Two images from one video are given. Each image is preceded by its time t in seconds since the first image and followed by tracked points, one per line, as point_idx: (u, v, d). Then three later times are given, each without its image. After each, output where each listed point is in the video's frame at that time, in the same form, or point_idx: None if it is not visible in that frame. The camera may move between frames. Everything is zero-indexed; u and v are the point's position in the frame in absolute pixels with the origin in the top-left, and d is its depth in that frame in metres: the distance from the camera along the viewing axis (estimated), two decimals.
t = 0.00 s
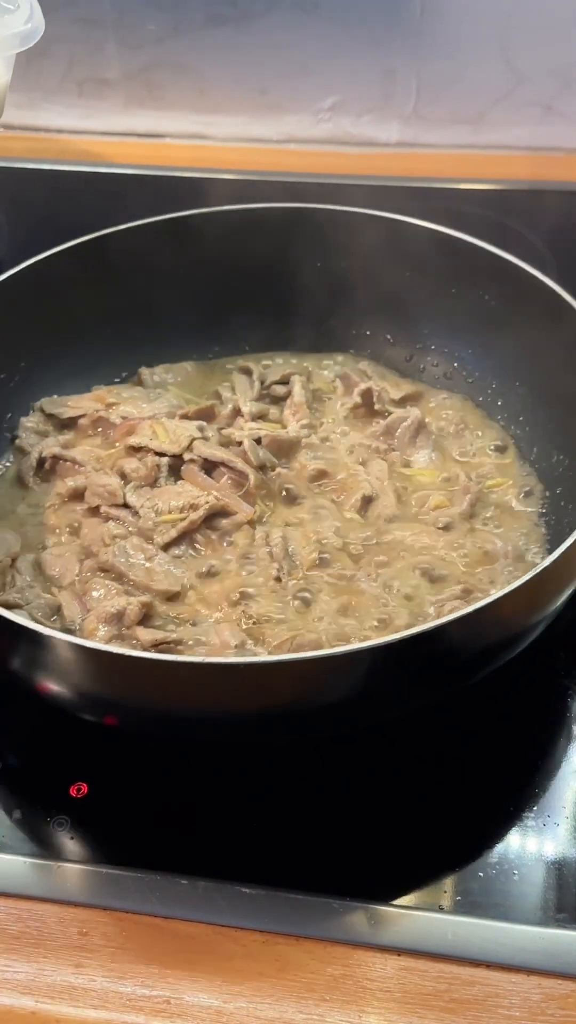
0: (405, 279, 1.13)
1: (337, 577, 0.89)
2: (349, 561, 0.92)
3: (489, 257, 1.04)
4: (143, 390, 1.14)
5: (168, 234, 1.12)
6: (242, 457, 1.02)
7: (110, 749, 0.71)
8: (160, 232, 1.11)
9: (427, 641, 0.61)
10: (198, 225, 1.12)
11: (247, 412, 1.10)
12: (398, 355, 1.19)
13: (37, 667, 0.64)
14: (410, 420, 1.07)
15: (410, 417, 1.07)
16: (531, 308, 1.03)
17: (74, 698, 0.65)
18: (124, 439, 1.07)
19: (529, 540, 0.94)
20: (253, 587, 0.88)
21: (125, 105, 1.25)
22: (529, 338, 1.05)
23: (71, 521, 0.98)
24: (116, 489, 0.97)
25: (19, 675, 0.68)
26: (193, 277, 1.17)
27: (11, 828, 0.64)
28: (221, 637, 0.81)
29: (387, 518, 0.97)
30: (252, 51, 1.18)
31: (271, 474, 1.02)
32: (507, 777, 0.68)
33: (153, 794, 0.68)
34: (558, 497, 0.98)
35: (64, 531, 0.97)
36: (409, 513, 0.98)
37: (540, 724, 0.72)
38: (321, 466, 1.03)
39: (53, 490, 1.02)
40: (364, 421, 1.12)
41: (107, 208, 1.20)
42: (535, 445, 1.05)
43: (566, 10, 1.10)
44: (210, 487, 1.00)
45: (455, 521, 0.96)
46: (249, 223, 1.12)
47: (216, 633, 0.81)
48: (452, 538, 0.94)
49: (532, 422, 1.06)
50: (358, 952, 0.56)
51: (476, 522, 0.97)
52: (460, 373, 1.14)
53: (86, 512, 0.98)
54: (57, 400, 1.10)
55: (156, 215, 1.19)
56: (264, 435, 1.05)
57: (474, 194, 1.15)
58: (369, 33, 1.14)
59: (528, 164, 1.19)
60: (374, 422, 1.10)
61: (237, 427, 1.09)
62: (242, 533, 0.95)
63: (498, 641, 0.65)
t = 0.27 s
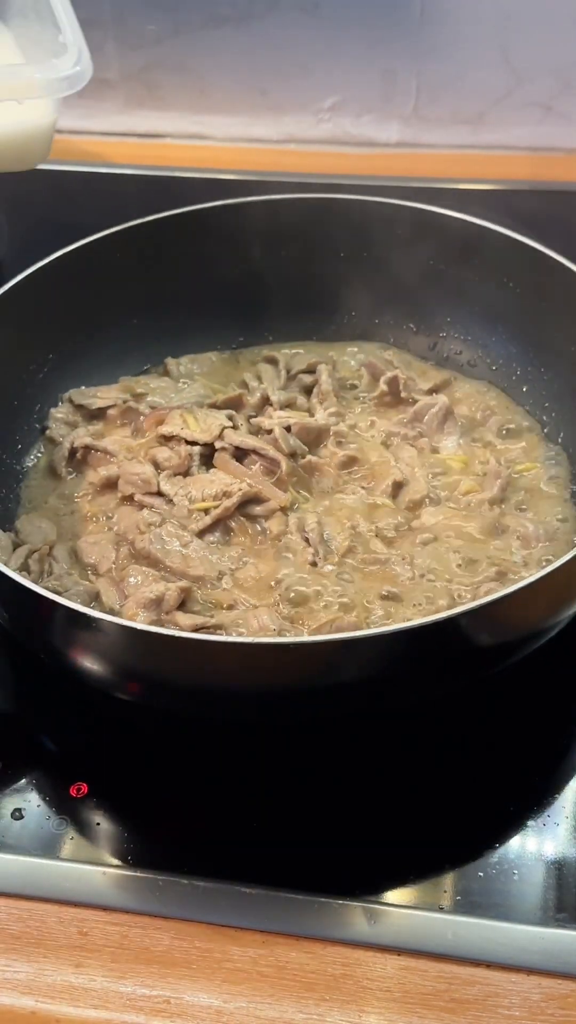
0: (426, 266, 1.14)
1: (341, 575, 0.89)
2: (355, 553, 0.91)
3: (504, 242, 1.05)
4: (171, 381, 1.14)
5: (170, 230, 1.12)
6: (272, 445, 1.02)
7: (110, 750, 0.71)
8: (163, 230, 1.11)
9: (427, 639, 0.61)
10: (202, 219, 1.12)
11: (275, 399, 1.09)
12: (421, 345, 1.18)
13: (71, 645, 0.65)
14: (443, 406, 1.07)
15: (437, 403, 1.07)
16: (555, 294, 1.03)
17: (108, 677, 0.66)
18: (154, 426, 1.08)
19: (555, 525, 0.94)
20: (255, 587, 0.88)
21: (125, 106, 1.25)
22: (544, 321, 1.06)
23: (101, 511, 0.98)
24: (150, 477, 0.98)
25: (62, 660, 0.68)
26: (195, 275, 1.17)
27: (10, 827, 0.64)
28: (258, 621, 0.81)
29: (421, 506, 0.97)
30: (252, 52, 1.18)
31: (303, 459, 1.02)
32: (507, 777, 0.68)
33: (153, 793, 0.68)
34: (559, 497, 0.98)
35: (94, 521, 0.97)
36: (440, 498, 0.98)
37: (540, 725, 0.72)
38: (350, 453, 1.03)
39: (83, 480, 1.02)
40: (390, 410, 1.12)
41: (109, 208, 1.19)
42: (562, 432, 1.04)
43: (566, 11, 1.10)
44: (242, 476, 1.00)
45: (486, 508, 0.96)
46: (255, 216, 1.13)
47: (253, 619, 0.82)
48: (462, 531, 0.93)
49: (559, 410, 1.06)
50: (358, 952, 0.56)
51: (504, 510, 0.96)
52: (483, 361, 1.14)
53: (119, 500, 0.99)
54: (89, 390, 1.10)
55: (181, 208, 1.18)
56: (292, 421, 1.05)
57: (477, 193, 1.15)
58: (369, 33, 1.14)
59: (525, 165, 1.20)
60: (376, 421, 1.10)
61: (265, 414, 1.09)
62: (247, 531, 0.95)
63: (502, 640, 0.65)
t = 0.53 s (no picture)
0: (427, 265, 1.14)
1: (341, 575, 0.89)
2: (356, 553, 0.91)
3: (504, 242, 1.05)
4: (171, 381, 1.14)
5: (171, 230, 1.11)
6: (272, 445, 1.03)
7: (110, 750, 0.71)
8: (164, 230, 1.11)
9: (427, 639, 0.61)
10: (201, 219, 1.12)
11: (275, 399, 1.10)
12: (421, 345, 1.18)
13: (72, 645, 0.65)
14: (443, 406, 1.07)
15: (438, 404, 1.07)
16: (554, 294, 1.03)
17: (108, 676, 0.66)
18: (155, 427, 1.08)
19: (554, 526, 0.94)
20: (256, 587, 0.88)
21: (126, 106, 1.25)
22: (543, 321, 1.06)
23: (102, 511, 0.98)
24: (150, 477, 0.98)
25: (62, 660, 0.68)
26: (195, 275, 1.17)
27: (10, 827, 0.64)
28: (259, 621, 0.82)
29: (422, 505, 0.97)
30: (253, 52, 1.18)
31: (303, 460, 1.02)
32: (507, 776, 0.68)
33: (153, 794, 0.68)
34: (559, 497, 0.98)
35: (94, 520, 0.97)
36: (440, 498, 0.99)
37: (540, 725, 0.72)
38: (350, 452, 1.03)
39: (83, 480, 1.02)
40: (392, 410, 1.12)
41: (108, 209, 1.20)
42: (563, 432, 1.04)
43: (565, 11, 1.10)
44: (242, 475, 1.00)
45: (486, 508, 0.96)
46: (254, 216, 1.13)
47: (255, 619, 0.82)
48: (462, 532, 0.93)
49: (558, 410, 1.06)
50: (357, 953, 0.56)
51: (504, 510, 0.96)
52: (483, 361, 1.14)
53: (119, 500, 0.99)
54: (89, 390, 1.10)
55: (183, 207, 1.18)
56: (293, 421, 1.06)
57: (477, 193, 1.15)
58: (369, 33, 1.14)
59: (527, 165, 1.20)
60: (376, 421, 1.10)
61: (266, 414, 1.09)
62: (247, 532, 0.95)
63: (501, 640, 0.65)
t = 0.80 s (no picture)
0: (426, 266, 1.13)
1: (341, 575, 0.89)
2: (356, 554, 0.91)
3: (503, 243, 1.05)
4: (170, 382, 1.14)
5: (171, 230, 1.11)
6: (273, 445, 1.03)
7: (110, 750, 0.71)
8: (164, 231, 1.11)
9: (426, 639, 0.61)
10: (200, 219, 1.12)
11: (275, 399, 1.10)
12: (420, 346, 1.18)
13: (73, 645, 0.65)
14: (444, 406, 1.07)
15: (438, 403, 1.07)
16: (553, 294, 1.03)
17: (108, 677, 0.66)
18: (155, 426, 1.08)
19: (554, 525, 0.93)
20: (256, 587, 0.88)
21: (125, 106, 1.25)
22: (543, 321, 1.06)
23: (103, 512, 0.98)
24: (151, 478, 0.98)
25: (62, 660, 0.68)
26: (196, 276, 1.17)
27: (10, 827, 0.64)
28: (259, 620, 0.82)
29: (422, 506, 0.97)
30: (253, 52, 1.18)
31: (303, 459, 1.03)
32: (507, 776, 0.68)
33: (153, 793, 0.68)
34: (559, 497, 0.98)
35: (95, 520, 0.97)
36: (440, 498, 0.99)
37: (540, 725, 0.72)
38: (350, 452, 1.03)
39: (83, 480, 1.02)
40: (391, 411, 1.12)
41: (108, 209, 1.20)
42: (562, 431, 1.04)
43: (565, 12, 1.10)
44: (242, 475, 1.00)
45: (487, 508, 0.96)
46: (253, 216, 1.12)
47: (255, 619, 0.82)
48: (462, 532, 0.93)
49: (558, 409, 1.06)
50: (358, 953, 0.56)
51: (504, 509, 0.96)
52: (484, 361, 1.14)
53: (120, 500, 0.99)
54: (89, 390, 1.09)
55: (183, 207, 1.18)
56: (293, 421, 1.06)
57: (478, 193, 1.15)
58: (369, 32, 1.14)
59: (528, 165, 1.20)
60: (376, 421, 1.10)
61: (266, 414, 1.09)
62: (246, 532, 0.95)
63: (502, 640, 0.66)
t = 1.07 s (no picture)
0: (426, 266, 1.13)
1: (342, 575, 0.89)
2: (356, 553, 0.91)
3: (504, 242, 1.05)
4: (170, 382, 1.14)
5: (172, 229, 1.11)
6: (273, 445, 1.04)
7: (110, 750, 0.71)
8: (165, 231, 1.11)
9: (426, 639, 0.61)
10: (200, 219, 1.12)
11: (275, 399, 1.10)
12: (420, 346, 1.18)
13: (73, 645, 0.65)
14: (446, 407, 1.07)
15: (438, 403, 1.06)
16: (553, 294, 1.03)
17: (108, 677, 0.66)
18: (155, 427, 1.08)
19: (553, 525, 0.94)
20: (256, 587, 0.88)
21: (125, 105, 1.25)
22: (544, 320, 1.06)
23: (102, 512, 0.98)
24: (151, 478, 0.98)
25: (62, 660, 0.68)
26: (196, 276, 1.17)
27: (10, 827, 0.64)
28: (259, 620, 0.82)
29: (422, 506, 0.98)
30: (253, 52, 1.18)
31: (304, 459, 1.03)
32: (507, 776, 0.68)
33: (153, 793, 0.68)
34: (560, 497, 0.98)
35: (94, 520, 0.97)
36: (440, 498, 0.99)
37: (540, 725, 0.72)
38: (350, 453, 1.04)
39: (83, 480, 1.02)
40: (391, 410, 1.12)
41: (108, 209, 1.20)
42: (562, 432, 1.04)
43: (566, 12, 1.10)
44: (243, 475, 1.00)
45: (487, 507, 0.96)
46: (253, 215, 1.12)
47: (256, 618, 0.82)
48: (463, 532, 0.93)
49: (558, 409, 1.06)
50: (358, 952, 0.56)
51: (504, 509, 0.97)
52: (483, 361, 1.14)
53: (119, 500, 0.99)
54: (89, 390, 1.09)
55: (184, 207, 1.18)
56: (293, 421, 1.07)
57: (478, 193, 1.15)
58: (370, 33, 1.14)
59: (528, 165, 1.20)
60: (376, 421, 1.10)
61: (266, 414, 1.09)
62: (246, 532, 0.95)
63: (502, 640, 0.66)
